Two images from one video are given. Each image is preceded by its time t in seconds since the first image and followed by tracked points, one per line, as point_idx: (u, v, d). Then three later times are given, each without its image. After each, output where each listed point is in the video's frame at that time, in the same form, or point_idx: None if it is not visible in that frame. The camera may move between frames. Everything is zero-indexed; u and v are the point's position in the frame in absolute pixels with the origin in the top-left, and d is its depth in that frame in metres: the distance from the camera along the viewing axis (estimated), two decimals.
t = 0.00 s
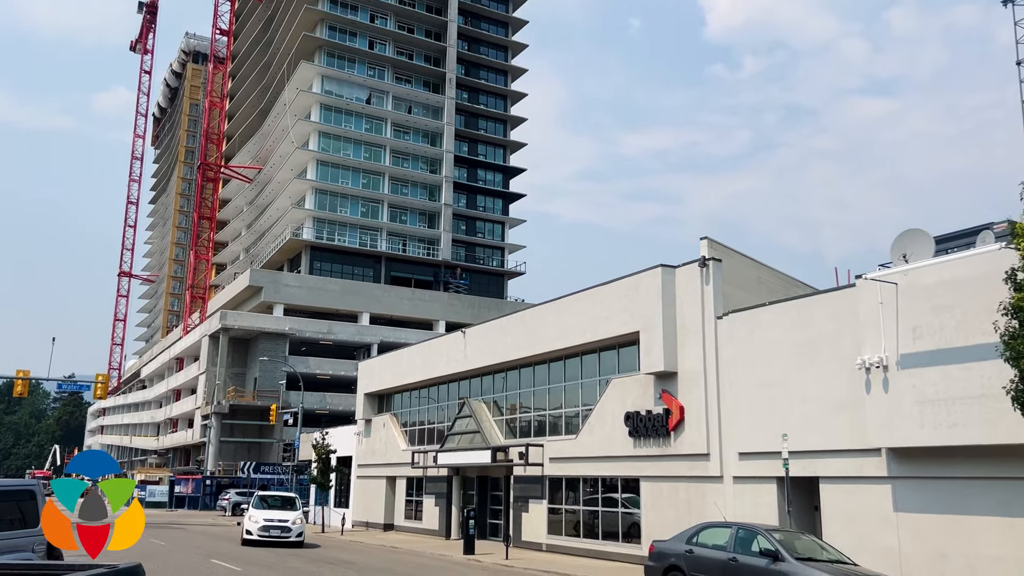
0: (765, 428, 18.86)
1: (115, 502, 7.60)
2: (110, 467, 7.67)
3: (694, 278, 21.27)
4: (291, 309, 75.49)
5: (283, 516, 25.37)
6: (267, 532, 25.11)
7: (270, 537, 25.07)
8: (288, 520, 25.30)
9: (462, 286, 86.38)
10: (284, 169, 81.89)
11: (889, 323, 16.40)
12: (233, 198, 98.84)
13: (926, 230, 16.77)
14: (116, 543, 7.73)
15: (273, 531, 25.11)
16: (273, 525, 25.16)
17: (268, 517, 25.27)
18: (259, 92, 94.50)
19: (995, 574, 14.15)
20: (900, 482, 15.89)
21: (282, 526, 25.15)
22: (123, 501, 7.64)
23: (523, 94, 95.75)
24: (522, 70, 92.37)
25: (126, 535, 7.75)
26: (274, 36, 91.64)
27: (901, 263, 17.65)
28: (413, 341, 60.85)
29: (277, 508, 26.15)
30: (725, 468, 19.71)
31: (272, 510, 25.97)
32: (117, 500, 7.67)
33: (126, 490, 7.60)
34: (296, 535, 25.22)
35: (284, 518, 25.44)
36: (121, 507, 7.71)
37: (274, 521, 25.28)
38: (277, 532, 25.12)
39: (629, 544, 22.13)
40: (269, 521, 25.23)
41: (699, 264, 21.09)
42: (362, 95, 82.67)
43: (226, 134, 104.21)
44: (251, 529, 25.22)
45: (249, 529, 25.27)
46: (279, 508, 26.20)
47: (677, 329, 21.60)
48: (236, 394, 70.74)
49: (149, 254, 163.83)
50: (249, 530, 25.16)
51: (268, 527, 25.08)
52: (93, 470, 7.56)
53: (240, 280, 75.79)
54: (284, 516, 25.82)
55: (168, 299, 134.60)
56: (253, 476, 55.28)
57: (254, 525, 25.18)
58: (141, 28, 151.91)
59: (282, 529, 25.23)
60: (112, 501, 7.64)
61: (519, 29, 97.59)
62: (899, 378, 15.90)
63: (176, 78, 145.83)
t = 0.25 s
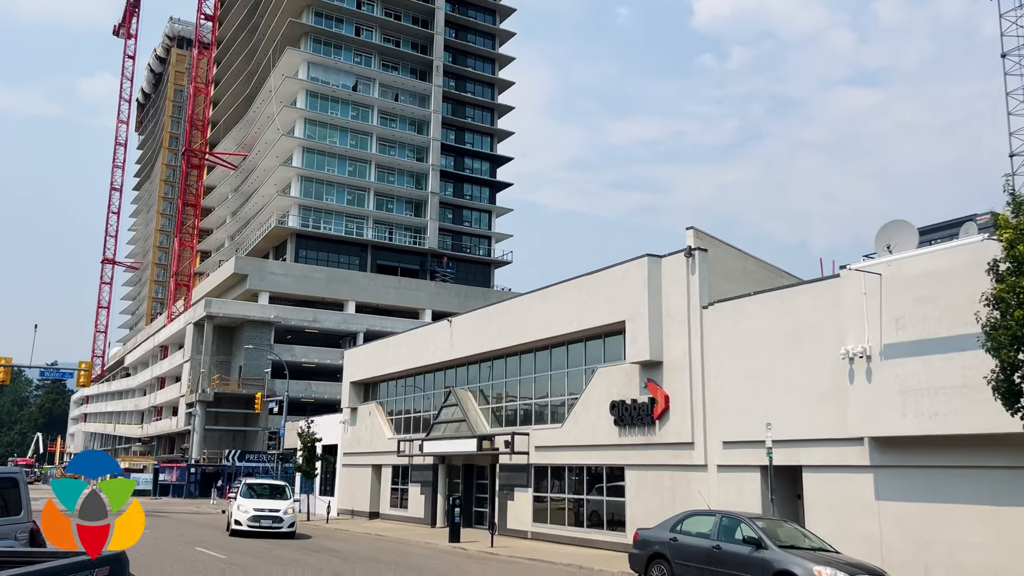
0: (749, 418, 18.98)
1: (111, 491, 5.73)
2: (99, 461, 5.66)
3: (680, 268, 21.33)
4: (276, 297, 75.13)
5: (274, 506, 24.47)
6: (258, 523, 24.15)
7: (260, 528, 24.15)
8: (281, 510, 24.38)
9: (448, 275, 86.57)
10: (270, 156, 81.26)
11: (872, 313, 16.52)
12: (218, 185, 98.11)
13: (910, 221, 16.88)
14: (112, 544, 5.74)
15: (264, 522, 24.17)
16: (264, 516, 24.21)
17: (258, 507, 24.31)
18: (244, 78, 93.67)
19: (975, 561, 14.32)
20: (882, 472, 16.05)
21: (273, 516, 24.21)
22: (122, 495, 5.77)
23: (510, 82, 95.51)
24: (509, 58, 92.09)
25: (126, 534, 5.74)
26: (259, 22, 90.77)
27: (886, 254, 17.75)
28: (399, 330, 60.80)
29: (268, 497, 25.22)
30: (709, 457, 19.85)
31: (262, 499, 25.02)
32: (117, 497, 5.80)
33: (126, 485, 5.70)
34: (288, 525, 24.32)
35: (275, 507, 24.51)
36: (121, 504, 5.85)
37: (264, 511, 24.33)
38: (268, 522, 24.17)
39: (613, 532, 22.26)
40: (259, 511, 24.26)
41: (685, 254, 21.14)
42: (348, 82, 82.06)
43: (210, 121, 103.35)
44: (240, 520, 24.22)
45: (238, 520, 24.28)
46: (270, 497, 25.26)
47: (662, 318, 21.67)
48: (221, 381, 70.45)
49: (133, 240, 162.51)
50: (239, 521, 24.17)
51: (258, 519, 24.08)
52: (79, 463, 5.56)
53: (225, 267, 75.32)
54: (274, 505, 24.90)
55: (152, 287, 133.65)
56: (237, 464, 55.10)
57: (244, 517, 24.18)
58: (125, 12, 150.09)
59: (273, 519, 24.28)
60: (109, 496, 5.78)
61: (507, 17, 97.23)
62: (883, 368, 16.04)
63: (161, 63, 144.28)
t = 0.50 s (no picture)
0: (736, 409, 19.09)
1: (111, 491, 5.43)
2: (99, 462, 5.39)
3: (667, 260, 21.38)
4: (263, 287, 74.78)
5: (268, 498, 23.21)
6: (252, 516, 22.86)
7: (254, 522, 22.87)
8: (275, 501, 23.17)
9: (437, 266, 86.66)
10: (257, 145, 80.67)
11: (859, 304, 16.61)
12: (205, 174, 97.44)
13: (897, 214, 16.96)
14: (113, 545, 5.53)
15: (259, 515, 22.89)
16: (258, 508, 22.93)
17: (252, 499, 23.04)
18: (231, 67, 92.96)
19: (958, 551, 14.48)
20: (867, 463, 16.19)
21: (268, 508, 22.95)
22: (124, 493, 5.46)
23: (499, 73, 95.32)
24: (498, 48, 91.85)
25: (126, 533, 5.54)
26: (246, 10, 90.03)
27: (872, 247, 17.85)
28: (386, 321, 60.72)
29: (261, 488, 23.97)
30: (696, 448, 19.96)
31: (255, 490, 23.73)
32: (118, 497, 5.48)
33: (128, 485, 5.35)
34: (283, 518, 23.11)
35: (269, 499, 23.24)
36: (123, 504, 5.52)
37: (258, 504, 23.04)
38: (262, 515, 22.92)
39: (600, 522, 22.37)
40: (253, 503, 22.97)
41: (673, 246, 21.19)
42: (336, 72, 81.53)
43: (197, 109, 102.60)
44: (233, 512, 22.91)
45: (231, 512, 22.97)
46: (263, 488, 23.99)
47: (650, 309, 21.73)
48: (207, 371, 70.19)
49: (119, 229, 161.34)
50: (232, 514, 22.84)
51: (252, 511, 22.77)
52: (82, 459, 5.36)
53: (211, 257, 74.89)
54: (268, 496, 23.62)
55: (138, 276, 132.85)
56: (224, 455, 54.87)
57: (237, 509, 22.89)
58: None
59: (268, 512, 23.02)
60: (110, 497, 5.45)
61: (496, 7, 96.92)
62: (868, 360, 16.15)
63: (147, 51, 143.02)
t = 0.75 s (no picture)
0: (721, 400, 19.19)
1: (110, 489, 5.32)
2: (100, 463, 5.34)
3: (654, 251, 21.41)
4: (248, 277, 74.35)
5: (265, 489, 21.60)
6: (248, 508, 21.19)
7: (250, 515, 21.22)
8: (273, 493, 21.58)
9: (423, 257, 86.55)
10: (242, 134, 80.03)
11: (843, 296, 16.70)
12: (189, 163, 96.64)
13: (881, 206, 17.07)
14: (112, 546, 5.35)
15: (255, 508, 21.23)
16: (255, 500, 21.28)
17: (247, 490, 21.39)
18: (216, 54, 92.13)
19: (939, 541, 14.63)
20: (849, 454, 16.32)
21: (266, 501, 21.37)
22: (124, 493, 5.37)
23: (486, 63, 95.08)
24: (485, 38, 91.60)
25: (127, 534, 5.35)
26: None
27: (857, 239, 17.94)
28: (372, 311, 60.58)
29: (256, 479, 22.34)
30: (681, 438, 20.05)
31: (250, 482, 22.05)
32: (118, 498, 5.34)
33: (129, 485, 5.32)
34: (281, 511, 21.53)
35: (265, 491, 21.62)
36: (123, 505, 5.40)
37: (255, 496, 21.38)
38: (259, 508, 21.28)
39: (585, 513, 22.46)
40: (248, 495, 21.31)
41: (660, 237, 21.22)
42: (322, 60, 80.92)
43: (181, 97, 101.66)
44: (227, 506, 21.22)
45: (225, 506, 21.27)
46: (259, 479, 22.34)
47: (636, 300, 21.77)
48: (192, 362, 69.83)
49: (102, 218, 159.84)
50: (226, 507, 21.10)
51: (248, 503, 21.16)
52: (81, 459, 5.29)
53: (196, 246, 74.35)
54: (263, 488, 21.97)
55: (121, 266, 131.82)
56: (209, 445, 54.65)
57: (232, 502, 21.20)
58: None
59: (265, 504, 21.39)
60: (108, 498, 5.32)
61: None
62: (852, 352, 16.25)
63: (130, 38, 141.55)
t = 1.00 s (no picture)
0: (708, 392, 19.28)
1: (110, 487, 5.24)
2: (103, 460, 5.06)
3: (642, 244, 21.45)
4: (235, 268, 73.99)
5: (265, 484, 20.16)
6: (247, 505, 19.71)
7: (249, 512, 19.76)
8: (274, 488, 20.16)
9: (411, 249, 86.47)
10: (229, 125, 79.49)
11: (830, 290, 16.80)
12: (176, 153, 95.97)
13: (868, 200, 17.17)
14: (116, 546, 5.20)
15: (254, 504, 19.77)
16: (254, 495, 19.82)
17: (246, 485, 19.94)
18: (203, 44, 91.41)
19: (923, 532, 14.78)
20: (835, 446, 16.43)
21: (267, 497, 19.92)
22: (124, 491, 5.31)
23: (475, 54, 94.88)
24: (474, 30, 91.37)
25: (125, 534, 5.26)
26: None
27: (843, 233, 18.03)
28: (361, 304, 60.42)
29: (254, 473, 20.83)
30: (669, 430, 20.14)
31: (250, 475, 20.61)
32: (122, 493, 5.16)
33: (128, 486, 5.27)
34: (282, 507, 20.13)
35: (265, 486, 20.18)
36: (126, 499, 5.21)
37: (254, 491, 19.93)
38: (259, 505, 19.84)
39: (573, 504, 22.52)
40: (248, 491, 19.83)
41: (648, 231, 21.26)
42: (310, 51, 80.41)
43: (168, 88, 100.86)
44: (225, 502, 19.72)
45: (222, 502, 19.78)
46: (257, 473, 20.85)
47: (624, 293, 21.82)
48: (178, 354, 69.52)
49: (87, 209, 158.41)
50: (224, 502, 19.61)
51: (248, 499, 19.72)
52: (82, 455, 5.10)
53: (183, 238, 73.89)
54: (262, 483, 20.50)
55: (107, 257, 130.84)
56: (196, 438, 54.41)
57: (230, 498, 19.71)
58: None
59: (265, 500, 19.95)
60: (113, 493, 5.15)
61: None
62: (838, 344, 16.36)
63: (116, 27, 140.17)
